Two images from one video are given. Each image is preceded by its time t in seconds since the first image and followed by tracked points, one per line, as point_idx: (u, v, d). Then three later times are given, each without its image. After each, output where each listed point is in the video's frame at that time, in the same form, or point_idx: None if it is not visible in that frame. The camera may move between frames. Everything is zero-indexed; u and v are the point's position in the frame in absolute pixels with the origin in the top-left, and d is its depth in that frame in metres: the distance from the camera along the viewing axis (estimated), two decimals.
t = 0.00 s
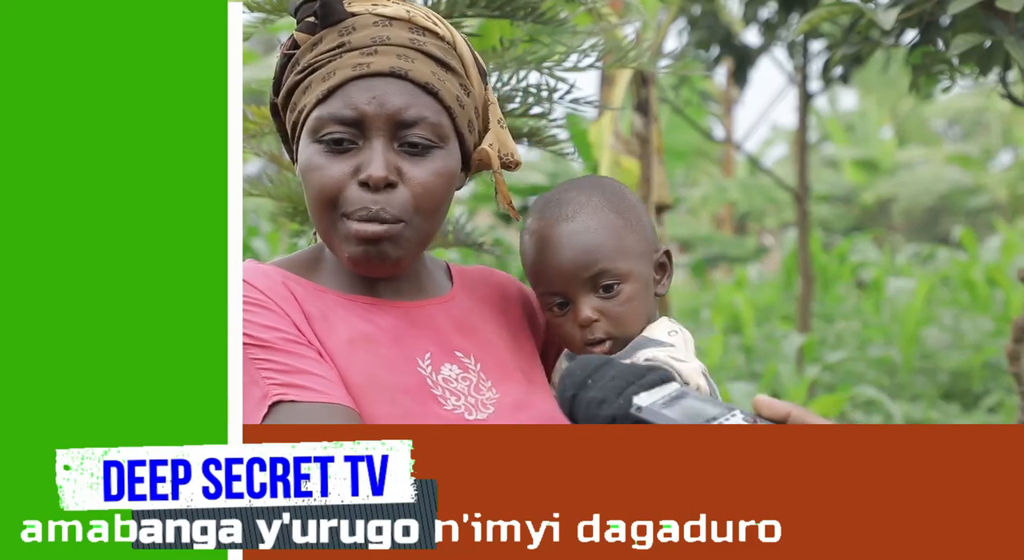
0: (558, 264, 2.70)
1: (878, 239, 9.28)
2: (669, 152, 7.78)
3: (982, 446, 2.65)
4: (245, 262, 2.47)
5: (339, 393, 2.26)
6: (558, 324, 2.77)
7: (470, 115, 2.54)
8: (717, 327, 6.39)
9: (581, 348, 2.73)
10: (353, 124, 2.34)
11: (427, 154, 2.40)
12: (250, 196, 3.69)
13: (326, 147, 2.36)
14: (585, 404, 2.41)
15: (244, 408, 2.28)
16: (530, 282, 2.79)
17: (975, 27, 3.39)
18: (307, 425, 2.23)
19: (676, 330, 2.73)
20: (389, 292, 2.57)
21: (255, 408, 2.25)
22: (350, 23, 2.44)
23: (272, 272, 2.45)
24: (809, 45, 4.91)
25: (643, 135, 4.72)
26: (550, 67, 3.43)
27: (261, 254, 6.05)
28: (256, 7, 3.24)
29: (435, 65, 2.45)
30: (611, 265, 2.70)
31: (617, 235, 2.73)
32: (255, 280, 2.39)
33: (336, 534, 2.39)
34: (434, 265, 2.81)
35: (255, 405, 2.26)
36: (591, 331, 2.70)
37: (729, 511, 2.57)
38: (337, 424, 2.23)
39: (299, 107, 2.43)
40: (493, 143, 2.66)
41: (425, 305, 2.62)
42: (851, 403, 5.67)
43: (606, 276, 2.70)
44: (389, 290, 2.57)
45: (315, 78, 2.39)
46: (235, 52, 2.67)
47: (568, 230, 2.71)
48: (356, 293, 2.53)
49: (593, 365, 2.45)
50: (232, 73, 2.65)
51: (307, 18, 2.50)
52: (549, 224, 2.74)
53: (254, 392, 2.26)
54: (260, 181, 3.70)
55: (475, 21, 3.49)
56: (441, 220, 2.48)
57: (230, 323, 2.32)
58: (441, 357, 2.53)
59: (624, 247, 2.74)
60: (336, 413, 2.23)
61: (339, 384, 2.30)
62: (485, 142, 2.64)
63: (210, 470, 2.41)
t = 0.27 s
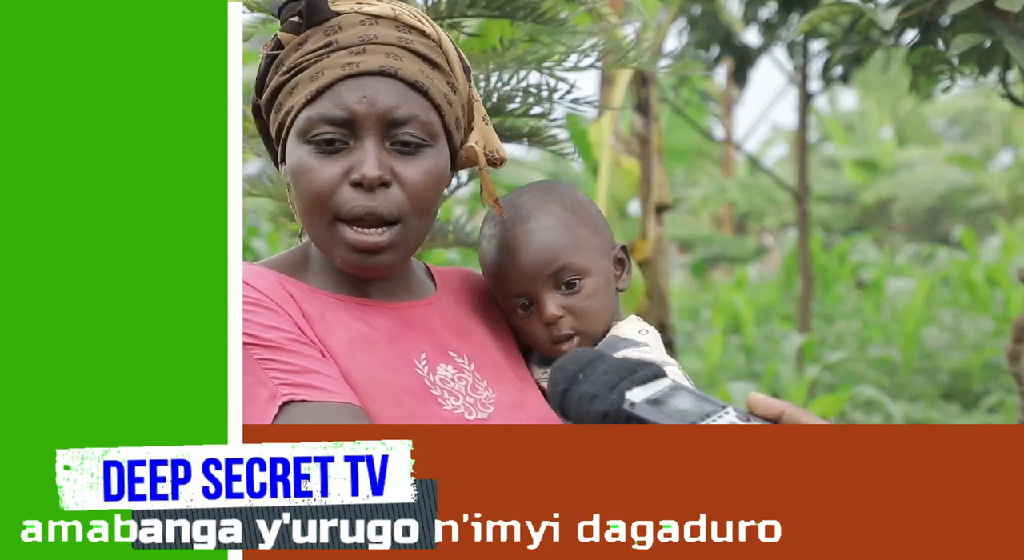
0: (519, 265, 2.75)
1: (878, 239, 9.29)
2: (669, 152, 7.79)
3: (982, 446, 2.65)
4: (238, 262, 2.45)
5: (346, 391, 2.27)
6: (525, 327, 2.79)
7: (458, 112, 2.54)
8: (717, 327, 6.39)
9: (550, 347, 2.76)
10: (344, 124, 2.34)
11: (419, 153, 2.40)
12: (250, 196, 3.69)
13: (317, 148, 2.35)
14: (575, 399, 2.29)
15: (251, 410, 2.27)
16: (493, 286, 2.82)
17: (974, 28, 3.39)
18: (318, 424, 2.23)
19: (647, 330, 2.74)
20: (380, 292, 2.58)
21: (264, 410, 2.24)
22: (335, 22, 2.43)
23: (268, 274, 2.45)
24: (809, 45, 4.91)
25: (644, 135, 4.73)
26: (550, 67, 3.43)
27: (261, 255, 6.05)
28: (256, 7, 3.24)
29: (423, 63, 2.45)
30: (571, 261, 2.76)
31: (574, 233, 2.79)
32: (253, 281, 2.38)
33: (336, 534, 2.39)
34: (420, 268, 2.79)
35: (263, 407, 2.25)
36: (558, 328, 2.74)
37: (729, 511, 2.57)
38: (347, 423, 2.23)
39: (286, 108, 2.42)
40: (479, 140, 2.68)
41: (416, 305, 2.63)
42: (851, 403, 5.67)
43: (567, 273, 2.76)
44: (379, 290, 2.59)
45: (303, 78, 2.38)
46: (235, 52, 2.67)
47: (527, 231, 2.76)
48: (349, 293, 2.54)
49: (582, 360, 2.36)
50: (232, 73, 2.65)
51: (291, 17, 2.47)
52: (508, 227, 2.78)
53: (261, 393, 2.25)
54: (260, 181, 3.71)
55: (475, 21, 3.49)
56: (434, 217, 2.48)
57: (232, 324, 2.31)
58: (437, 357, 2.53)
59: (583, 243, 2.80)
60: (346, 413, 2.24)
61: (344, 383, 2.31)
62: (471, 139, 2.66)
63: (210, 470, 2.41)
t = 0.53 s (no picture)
0: (515, 262, 2.71)
1: (878, 239, 9.29)
2: (670, 152, 7.78)
3: (982, 446, 2.65)
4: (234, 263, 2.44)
5: (345, 396, 2.26)
6: (517, 323, 2.78)
7: (453, 111, 2.55)
8: (716, 327, 6.39)
9: (543, 345, 2.75)
10: (345, 126, 2.33)
11: (420, 153, 2.41)
12: (250, 196, 3.69)
13: (318, 150, 2.34)
14: (580, 396, 2.23)
15: (250, 415, 2.26)
16: (488, 282, 2.79)
17: (975, 28, 3.39)
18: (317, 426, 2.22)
19: (641, 336, 2.75)
20: (373, 292, 2.58)
21: (262, 415, 2.24)
22: (331, 23, 2.43)
23: (263, 278, 2.44)
24: (809, 45, 4.91)
25: (644, 135, 4.73)
26: (550, 67, 3.43)
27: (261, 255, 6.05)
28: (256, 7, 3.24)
29: (421, 63, 2.45)
30: (567, 261, 2.73)
31: (571, 232, 2.76)
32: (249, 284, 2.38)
33: (336, 534, 2.40)
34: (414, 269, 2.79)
35: (262, 412, 2.24)
36: (552, 327, 2.72)
37: (729, 511, 2.57)
38: (344, 423, 2.23)
39: (284, 110, 2.41)
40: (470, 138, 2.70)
41: (411, 305, 2.63)
42: (851, 403, 5.67)
43: (563, 272, 2.73)
44: (373, 290, 2.58)
45: (301, 80, 2.38)
46: (235, 52, 2.67)
47: (524, 228, 2.73)
48: (343, 294, 2.54)
49: (588, 357, 2.31)
50: (232, 73, 2.65)
51: (285, 17, 2.46)
52: (505, 224, 2.75)
53: (259, 399, 2.24)
54: (260, 181, 3.71)
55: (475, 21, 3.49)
56: (434, 217, 2.49)
57: (231, 328, 2.30)
58: (432, 358, 2.53)
59: (579, 242, 2.77)
60: (344, 416, 2.23)
61: (342, 386, 2.30)
62: (465, 137, 2.68)
63: (210, 470, 2.41)
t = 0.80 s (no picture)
0: (542, 259, 2.70)
1: (878, 239, 9.29)
2: (670, 152, 7.79)
3: (982, 446, 2.65)
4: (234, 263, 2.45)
5: (338, 396, 2.26)
6: (539, 318, 2.77)
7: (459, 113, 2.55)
8: (717, 327, 6.39)
9: (563, 342, 2.74)
10: (351, 126, 2.33)
11: (424, 154, 2.41)
12: (250, 196, 3.69)
13: (324, 149, 2.34)
14: (580, 395, 2.24)
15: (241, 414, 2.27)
16: (513, 277, 2.78)
17: (974, 27, 3.39)
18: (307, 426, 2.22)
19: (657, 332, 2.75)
20: (375, 293, 2.59)
21: (254, 413, 2.25)
22: (337, 23, 2.43)
23: (263, 276, 2.45)
24: (809, 45, 4.91)
25: (644, 135, 4.73)
26: (550, 67, 3.43)
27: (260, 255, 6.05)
28: (257, 7, 3.24)
29: (426, 64, 2.46)
30: (595, 261, 2.71)
31: (602, 231, 2.74)
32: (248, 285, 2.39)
33: (336, 534, 2.40)
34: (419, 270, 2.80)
35: (253, 411, 2.25)
36: (574, 325, 2.71)
37: (729, 511, 2.57)
38: (333, 424, 2.22)
39: (289, 109, 2.41)
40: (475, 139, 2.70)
41: (413, 306, 2.64)
42: (851, 403, 5.67)
43: (589, 272, 2.71)
44: (374, 290, 2.59)
45: (307, 79, 2.37)
46: (235, 52, 2.67)
47: (553, 225, 2.71)
48: (345, 294, 2.55)
49: (589, 356, 2.31)
50: (232, 72, 2.65)
51: (293, 17, 2.47)
52: (533, 220, 2.73)
53: (251, 397, 2.25)
54: (260, 180, 3.71)
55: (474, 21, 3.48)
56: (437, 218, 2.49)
57: (231, 328, 2.31)
58: (431, 359, 2.53)
59: (608, 242, 2.74)
60: (334, 416, 2.23)
61: (336, 387, 2.30)
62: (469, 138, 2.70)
63: (210, 470, 2.41)
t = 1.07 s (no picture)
0: (554, 254, 2.70)
1: (878, 239, 9.30)
2: (669, 152, 7.79)
3: (982, 446, 2.65)
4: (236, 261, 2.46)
5: (333, 394, 2.26)
6: (551, 315, 2.76)
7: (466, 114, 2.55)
8: (716, 327, 6.38)
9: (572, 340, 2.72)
10: (358, 126, 2.34)
11: (431, 155, 2.41)
12: (250, 196, 3.69)
13: (330, 149, 2.35)
14: (577, 392, 2.28)
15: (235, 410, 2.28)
16: (527, 274, 2.78)
17: (974, 27, 3.40)
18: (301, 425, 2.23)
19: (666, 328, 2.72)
20: (380, 292, 2.59)
21: (248, 411, 2.25)
22: (346, 23, 2.43)
23: (266, 274, 2.46)
24: (808, 46, 4.91)
25: (643, 135, 4.73)
26: (550, 67, 3.43)
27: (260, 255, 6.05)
28: (257, 7, 3.24)
29: (434, 65, 2.45)
30: (607, 259, 2.70)
31: (616, 230, 2.73)
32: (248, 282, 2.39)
33: (336, 534, 2.40)
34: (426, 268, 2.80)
35: (246, 407, 2.25)
36: (583, 322, 2.69)
37: (729, 511, 2.57)
38: (326, 423, 2.22)
39: (296, 109, 2.41)
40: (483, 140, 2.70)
41: (418, 305, 2.63)
42: (851, 403, 5.67)
43: (601, 270, 2.70)
44: (377, 289, 2.59)
45: (315, 79, 2.38)
46: (235, 53, 2.67)
47: (567, 221, 2.72)
48: (349, 294, 2.55)
49: (585, 354, 2.35)
50: (232, 72, 2.65)
51: (301, 17, 2.46)
52: (548, 216, 2.74)
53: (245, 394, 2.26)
54: (260, 181, 3.71)
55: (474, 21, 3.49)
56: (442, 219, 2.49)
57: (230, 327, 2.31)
58: (433, 359, 2.53)
59: (623, 242, 2.73)
60: (327, 415, 2.23)
61: (332, 385, 2.30)
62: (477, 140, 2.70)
63: (210, 470, 2.41)
